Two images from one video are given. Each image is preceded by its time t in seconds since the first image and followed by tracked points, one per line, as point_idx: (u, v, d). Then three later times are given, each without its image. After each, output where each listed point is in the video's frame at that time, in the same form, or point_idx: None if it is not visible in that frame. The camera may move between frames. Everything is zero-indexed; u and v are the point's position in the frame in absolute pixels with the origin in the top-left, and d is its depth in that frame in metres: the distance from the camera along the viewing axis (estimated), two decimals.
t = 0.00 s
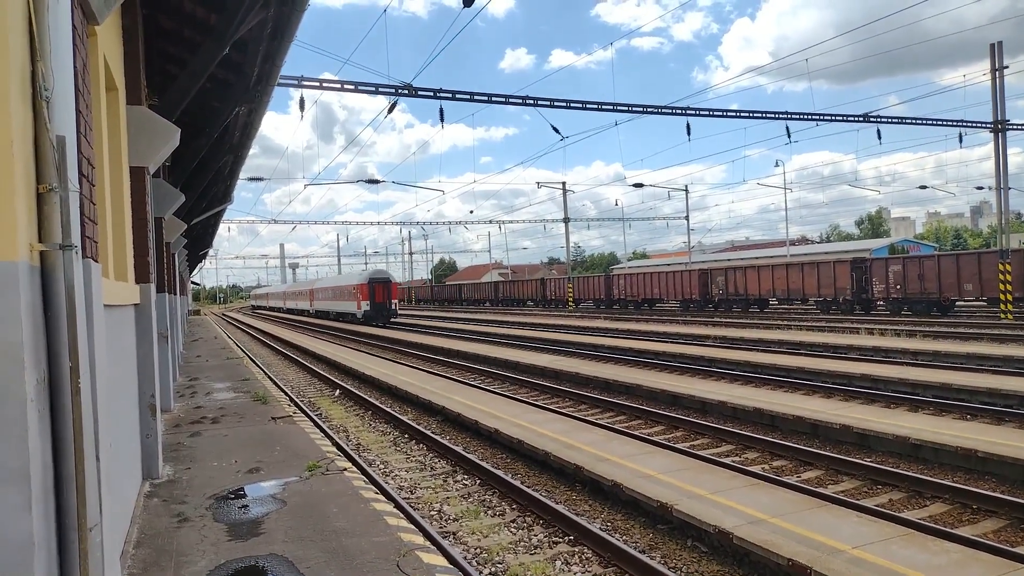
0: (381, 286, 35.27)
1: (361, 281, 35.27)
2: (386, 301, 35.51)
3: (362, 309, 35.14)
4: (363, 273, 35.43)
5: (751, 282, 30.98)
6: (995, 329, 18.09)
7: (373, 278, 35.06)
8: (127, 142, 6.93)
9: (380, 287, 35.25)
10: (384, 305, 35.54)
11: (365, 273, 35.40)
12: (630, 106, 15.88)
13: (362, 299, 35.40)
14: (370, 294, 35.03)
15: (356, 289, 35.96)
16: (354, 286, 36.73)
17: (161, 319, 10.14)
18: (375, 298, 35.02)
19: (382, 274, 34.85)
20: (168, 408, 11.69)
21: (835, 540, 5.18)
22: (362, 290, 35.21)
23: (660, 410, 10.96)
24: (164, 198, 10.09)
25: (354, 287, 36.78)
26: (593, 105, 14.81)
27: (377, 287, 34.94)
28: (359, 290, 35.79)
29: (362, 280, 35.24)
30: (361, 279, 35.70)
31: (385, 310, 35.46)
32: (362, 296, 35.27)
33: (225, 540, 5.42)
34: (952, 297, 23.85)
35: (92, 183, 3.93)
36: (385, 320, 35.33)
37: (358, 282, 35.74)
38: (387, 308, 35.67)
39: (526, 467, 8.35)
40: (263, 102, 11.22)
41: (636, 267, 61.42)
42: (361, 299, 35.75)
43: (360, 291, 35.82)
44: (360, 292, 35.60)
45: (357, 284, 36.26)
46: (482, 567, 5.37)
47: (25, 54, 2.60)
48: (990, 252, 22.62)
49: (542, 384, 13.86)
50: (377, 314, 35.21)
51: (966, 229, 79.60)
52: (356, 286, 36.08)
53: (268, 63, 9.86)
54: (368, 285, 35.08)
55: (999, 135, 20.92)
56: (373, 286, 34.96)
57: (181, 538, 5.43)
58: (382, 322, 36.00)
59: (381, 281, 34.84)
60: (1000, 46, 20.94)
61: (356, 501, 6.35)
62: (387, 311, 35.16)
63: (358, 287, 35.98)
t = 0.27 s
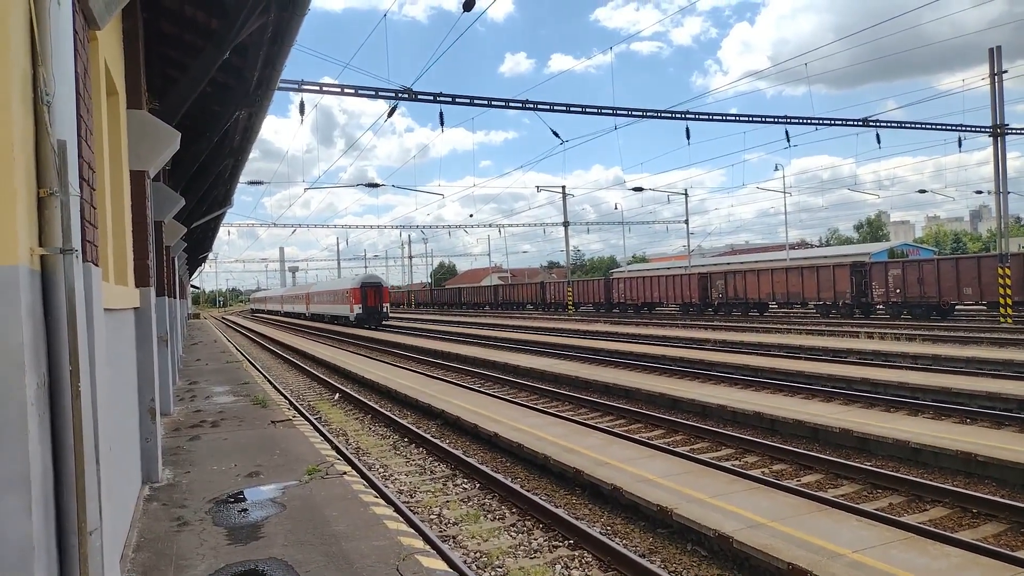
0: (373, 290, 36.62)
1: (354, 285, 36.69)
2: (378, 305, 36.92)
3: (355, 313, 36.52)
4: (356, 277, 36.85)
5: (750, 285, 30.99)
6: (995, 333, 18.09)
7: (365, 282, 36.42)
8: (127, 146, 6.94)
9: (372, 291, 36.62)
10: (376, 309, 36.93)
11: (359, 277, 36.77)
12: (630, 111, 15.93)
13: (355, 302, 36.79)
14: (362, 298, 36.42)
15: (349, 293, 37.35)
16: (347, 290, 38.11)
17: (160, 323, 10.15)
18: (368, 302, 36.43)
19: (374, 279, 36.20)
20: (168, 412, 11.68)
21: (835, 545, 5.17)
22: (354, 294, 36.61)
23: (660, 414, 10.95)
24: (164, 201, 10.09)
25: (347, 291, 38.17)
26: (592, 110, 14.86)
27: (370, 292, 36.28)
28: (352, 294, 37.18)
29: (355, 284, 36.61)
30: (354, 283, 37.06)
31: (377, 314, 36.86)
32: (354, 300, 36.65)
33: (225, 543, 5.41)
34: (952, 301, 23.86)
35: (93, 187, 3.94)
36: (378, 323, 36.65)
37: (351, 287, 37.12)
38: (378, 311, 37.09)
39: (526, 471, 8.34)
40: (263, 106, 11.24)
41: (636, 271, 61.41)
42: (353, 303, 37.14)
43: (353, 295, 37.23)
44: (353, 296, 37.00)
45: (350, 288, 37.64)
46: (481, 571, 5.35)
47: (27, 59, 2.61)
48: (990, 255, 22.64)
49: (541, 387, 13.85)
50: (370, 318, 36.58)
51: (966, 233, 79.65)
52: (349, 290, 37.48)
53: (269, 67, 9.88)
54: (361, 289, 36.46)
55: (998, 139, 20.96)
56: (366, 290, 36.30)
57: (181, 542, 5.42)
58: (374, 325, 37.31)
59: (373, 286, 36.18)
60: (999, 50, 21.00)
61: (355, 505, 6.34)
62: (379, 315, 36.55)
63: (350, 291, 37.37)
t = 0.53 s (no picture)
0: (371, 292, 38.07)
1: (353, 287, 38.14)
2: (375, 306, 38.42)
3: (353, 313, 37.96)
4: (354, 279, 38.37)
5: (754, 286, 30.94)
6: (1000, 334, 18.02)
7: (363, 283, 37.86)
8: (132, 149, 6.97)
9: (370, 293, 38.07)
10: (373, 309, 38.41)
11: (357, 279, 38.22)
12: (633, 112, 15.96)
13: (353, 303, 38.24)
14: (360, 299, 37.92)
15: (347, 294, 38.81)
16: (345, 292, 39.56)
17: (166, 324, 10.20)
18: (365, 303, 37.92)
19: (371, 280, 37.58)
20: (173, 413, 11.72)
21: (839, 545, 5.16)
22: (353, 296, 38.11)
23: (664, 415, 10.95)
24: (168, 203, 10.13)
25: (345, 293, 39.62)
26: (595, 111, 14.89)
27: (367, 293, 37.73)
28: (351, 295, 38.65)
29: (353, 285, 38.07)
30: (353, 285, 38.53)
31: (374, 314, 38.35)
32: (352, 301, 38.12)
33: (230, 544, 5.43)
34: (956, 301, 23.78)
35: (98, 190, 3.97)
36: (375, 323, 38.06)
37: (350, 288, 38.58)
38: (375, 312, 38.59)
39: (530, 472, 8.34)
40: (267, 108, 11.27)
41: (639, 272, 61.36)
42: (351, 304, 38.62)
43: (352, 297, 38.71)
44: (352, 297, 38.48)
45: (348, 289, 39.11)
46: (486, 572, 5.36)
47: (32, 62, 2.62)
48: (994, 256, 22.56)
49: (545, 388, 13.86)
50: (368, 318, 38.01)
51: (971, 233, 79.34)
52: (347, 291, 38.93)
53: (272, 69, 9.91)
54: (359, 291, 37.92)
55: (1002, 139, 20.89)
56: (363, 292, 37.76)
57: (186, 543, 5.43)
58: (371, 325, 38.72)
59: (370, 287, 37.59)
60: (1003, 50, 20.94)
61: (359, 506, 6.35)
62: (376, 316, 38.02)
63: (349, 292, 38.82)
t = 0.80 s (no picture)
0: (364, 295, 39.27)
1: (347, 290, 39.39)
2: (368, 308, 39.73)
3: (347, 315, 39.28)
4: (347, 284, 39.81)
5: (755, 289, 30.90)
6: (1001, 337, 17.99)
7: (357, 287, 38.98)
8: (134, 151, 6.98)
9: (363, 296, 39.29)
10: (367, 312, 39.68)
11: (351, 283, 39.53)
12: (634, 115, 15.98)
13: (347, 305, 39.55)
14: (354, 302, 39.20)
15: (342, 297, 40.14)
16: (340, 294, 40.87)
17: (167, 327, 10.21)
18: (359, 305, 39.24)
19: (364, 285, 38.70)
20: (173, 416, 11.71)
21: (840, 549, 5.15)
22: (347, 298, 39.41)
23: (664, 418, 10.94)
24: (170, 205, 10.14)
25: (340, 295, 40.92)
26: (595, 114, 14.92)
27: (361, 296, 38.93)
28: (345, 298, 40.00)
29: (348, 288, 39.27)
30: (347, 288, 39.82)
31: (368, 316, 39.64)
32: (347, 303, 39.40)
33: (229, 547, 5.43)
34: (957, 305, 23.76)
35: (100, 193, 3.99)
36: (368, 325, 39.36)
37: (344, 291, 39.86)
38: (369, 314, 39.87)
39: (530, 476, 8.33)
40: (269, 111, 11.29)
41: (640, 274, 61.33)
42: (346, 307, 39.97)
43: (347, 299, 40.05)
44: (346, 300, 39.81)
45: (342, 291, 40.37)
46: None
47: (36, 66, 2.64)
48: (996, 259, 22.54)
49: (545, 391, 13.86)
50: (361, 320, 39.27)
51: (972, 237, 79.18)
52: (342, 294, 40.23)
53: (274, 72, 9.93)
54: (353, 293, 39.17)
55: (1003, 143, 20.89)
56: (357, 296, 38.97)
57: (186, 545, 5.43)
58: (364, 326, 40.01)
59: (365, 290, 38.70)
60: (1004, 54, 20.95)
61: (360, 509, 6.35)
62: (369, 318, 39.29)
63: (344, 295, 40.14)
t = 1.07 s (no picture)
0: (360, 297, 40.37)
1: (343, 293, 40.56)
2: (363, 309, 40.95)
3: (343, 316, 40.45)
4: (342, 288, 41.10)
5: (757, 290, 30.90)
6: (1003, 338, 17.97)
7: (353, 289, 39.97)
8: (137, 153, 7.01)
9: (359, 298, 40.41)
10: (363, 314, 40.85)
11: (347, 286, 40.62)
12: (636, 117, 15.98)
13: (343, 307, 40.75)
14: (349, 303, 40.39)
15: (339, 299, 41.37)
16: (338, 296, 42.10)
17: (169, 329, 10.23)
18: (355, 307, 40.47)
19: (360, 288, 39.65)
20: (175, 417, 11.73)
21: (842, 551, 5.15)
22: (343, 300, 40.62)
23: (666, 419, 10.95)
24: (172, 207, 10.16)
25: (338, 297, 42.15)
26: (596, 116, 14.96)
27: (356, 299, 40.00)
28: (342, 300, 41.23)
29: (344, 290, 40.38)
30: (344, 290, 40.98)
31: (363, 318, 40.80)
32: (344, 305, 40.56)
33: (232, 548, 5.43)
34: (960, 306, 23.72)
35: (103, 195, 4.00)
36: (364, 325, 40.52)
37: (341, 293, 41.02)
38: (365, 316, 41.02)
39: (532, 477, 8.33)
40: (271, 113, 11.32)
41: (642, 276, 61.39)
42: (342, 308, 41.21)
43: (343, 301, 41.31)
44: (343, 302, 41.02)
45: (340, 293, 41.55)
46: None
47: (39, 68, 2.65)
48: (998, 260, 22.51)
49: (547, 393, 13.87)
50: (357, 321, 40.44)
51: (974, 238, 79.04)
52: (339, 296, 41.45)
53: (277, 74, 9.95)
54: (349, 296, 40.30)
55: (1005, 144, 20.87)
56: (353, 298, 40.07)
57: (188, 547, 5.44)
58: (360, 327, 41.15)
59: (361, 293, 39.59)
60: (1006, 55, 20.95)
61: (362, 510, 6.36)
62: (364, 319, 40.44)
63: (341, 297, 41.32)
